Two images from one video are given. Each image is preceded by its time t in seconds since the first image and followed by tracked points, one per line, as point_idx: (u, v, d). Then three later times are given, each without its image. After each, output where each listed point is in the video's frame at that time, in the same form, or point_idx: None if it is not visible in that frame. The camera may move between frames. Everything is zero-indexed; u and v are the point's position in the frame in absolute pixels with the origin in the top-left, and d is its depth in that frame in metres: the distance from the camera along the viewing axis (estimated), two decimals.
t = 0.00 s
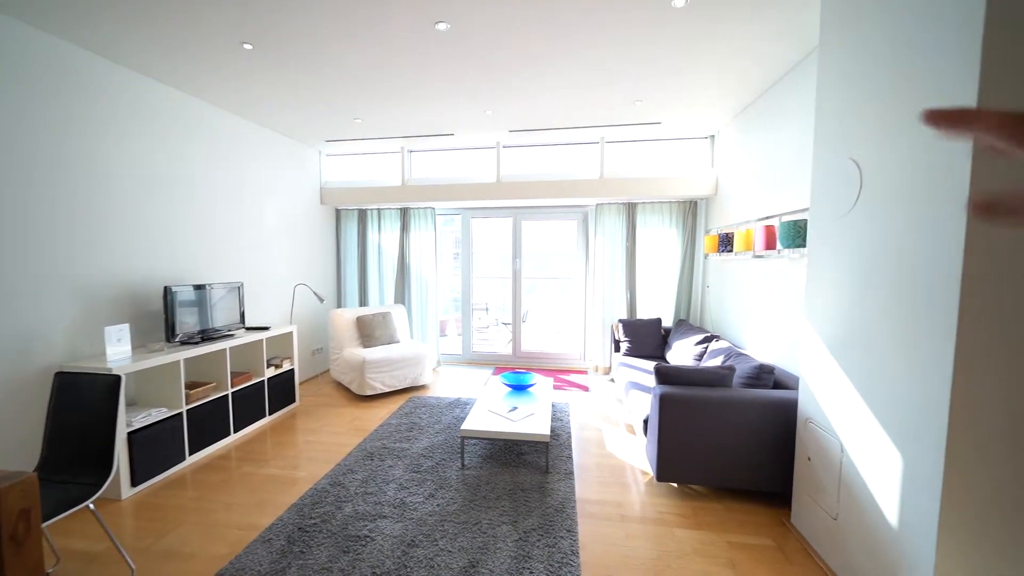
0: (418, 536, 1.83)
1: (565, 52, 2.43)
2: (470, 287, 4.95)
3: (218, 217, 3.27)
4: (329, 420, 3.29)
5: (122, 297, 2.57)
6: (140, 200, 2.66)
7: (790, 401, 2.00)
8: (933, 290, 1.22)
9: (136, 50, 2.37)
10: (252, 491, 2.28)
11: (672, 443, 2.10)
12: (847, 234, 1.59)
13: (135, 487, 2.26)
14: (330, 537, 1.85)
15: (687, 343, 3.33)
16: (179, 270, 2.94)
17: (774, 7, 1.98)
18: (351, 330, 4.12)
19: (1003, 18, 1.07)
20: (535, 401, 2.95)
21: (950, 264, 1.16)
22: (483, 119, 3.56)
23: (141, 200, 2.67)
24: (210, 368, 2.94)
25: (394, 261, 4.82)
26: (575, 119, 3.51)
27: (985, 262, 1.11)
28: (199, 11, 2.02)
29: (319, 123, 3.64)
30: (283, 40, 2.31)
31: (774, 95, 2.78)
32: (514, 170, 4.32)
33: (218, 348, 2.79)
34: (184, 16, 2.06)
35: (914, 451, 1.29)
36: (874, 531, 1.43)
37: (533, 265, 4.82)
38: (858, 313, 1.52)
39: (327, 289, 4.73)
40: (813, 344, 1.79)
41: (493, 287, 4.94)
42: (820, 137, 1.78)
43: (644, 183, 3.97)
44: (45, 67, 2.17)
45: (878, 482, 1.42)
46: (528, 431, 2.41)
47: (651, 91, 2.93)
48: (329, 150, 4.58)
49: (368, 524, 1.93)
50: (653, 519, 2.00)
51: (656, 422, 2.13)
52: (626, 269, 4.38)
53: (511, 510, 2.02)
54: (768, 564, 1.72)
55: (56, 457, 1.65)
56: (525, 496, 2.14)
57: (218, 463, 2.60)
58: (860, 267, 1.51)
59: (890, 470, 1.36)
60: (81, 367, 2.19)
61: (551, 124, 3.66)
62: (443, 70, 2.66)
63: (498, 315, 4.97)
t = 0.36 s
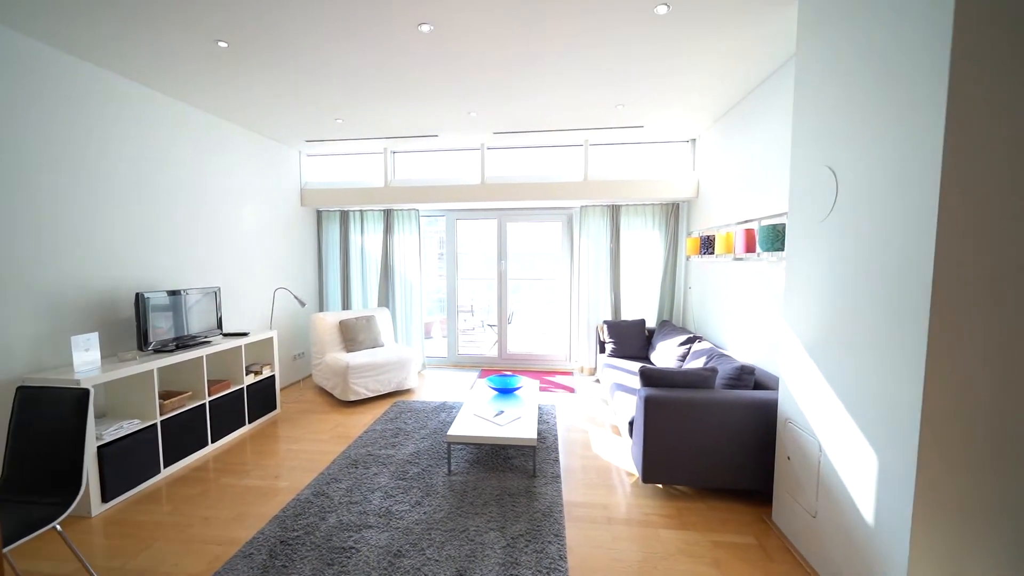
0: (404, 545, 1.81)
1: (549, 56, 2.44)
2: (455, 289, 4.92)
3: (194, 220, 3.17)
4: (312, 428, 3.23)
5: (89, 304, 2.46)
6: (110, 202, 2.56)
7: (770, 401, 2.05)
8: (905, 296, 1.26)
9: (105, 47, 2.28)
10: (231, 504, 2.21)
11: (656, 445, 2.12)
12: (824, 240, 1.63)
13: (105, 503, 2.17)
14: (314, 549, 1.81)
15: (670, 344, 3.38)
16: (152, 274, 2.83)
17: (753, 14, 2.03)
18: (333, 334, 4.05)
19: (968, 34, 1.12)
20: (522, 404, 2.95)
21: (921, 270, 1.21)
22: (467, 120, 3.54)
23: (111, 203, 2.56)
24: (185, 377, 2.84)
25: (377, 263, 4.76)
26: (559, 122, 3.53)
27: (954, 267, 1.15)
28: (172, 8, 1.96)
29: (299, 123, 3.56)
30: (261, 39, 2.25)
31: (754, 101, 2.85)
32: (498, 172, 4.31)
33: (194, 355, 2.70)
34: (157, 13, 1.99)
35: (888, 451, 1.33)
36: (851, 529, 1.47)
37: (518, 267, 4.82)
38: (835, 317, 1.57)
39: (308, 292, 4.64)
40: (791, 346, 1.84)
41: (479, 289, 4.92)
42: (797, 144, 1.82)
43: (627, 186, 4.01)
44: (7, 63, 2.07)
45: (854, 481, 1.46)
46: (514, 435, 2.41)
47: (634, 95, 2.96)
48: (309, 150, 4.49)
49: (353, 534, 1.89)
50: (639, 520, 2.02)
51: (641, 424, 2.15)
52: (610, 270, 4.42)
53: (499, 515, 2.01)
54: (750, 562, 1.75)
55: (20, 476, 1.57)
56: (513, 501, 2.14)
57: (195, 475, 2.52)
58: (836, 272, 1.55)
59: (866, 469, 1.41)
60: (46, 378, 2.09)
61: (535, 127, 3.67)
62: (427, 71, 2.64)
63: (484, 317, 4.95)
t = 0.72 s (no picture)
0: (403, 547, 1.81)
1: (548, 56, 2.43)
2: (455, 289, 4.93)
3: (193, 220, 3.17)
4: (312, 428, 3.23)
5: (89, 304, 2.47)
6: (110, 203, 2.56)
7: (769, 403, 2.05)
8: (905, 298, 1.26)
9: (105, 48, 2.28)
10: (230, 505, 2.21)
11: (655, 446, 2.12)
12: (823, 241, 1.63)
13: (105, 503, 2.17)
14: (313, 550, 1.81)
15: (670, 345, 3.38)
16: (152, 275, 2.84)
17: (752, 15, 2.03)
18: (334, 335, 4.05)
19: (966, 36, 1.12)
20: (521, 405, 2.95)
21: (920, 272, 1.20)
22: (467, 121, 3.54)
23: (110, 204, 2.57)
24: (186, 377, 2.85)
25: (377, 263, 4.76)
26: (559, 123, 3.53)
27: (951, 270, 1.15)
28: (172, 9, 1.96)
29: (299, 123, 3.57)
30: (260, 40, 2.26)
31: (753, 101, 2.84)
32: (498, 173, 4.31)
33: (194, 356, 2.71)
34: (157, 14, 2.00)
35: (889, 454, 1.32)
36: (850, 531, 1.47)
37: (518, 267, 4.82)
38: (834, 318, 1.56)
39: (308, 292, 4.64)
40: (790, 348, 1.83)
41: (479, 289, 4.92)
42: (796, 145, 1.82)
43: (627, 186, 4.01)
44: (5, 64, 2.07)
45: (854, 483, 1.46)
46: (514, 436, 2.41)
47: (633, 95, 2.96)
48: (309, 151, 4.50)
49: (352, 535, 1.90)
50: (638, 522, 2.02)
51: (640, 425, 2.15)
52: (609, 271, 4.42)
53: (497, 517, 2.01)
54: (749, 564, 1.75)
55: (20, 477, 1.57)
56: (512, 502, 2.14)
57: (195, 476, 2.52)
58: (835, 274, 1.55)
59: (865, 472, 1.41)
60: (47, 379, 2.10)
61: (535, 127, 3.67)
62: (426, 72, 2.64)
63: (483, 317, 4.96)
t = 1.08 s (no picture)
0: (405, 548, 1.80)
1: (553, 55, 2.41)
2: (456, 290, 4.92)
3: (195, 220, 3.16)
4: (314, 429, 3.22)
5: (91, 305, 2.46)
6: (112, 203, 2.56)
7: (775, 404, 2.03)
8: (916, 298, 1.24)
9: (107, 49, 2.28)
10: (232, 506, 2.21)
11: (659, 448, 2.10)
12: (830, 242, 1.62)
13: (107, 504, 2.17)
14: (314, 552, 1.80)
15: (673, 345, 3.36)
16: (154, 275, 2.84)
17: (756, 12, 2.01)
18: (336, 335, 4.04)
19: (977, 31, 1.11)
20: (524, 406, 2.94)
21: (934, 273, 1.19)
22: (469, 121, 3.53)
23: (111, 205, 2.56)
24: (188, 377, 2.85)
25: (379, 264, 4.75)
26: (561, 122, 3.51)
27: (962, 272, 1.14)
28: (173, 9, 1.96)
29: (301, 124, 3.56)
30: (262, 40, 2.25)
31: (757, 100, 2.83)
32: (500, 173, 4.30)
33: (196, 356, 2.70)
34: (157, 13, 1.99)
35: (899, 456, 1.30)
36: (858, 535, 1.45)
37: (519, 267, 4.81)
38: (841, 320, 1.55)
39: (309, 292, 4.64)
40: (796, 348, 1.82)
41: (480, 289, 4.91)
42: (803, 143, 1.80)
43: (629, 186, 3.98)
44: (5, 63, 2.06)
45: (862, 486, 1.44)
46: (517, 437, 2.40)
47: (635, 94, 2.94)
48: (310, 151, 4.49)
49: (354, 537, 1.89)
50: (641, 525, 2.00)
51: (644, 426, 2.13)
52: (612, 271, 4.40)
53: (500, 518, 2.00)
54: (755, 567, 1.74)
55: (23, 478, 1.57)
56: (514, 504, 2.13)
57: (197, 477, 2.52)
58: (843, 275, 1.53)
59: (874, 475, 1.39)
60: (49, 379, 2.10)
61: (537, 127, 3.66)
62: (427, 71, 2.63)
63: (485, 317, 4.94)
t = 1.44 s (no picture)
0: (418, 551, 1.80)
1: (565, 55, 2.39)
2: (468, 291, 4.93)
3: (213, 223, 3.23)
4: (328, 429, 3.26)
5: (113, 306, 2.53)
6: (133, 207, 2.63)
7: (794, 410, 1.98)
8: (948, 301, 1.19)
9: (129, 56, 2.34)
10: (249, 505, 2.24)
11: (675, 453, 2.07)
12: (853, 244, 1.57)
13: (129, 501, 2.22)
14: (328, 553, 1.82)
15: (688, 348, 3.31)
16: (174, 277, 2.90)
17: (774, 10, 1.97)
18: (349, 336, 4.08)
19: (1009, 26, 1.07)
20: (536, 408, 2.92)
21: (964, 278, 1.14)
22: (481, 123, 3.54)
23: (132, 208, 2.63)
24: (206, 378, 2.90)
25: (391, 265, 4.79)
26: (574, 123, 3.49)
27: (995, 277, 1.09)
28: (192, 17, 2.00)
29: (316, 127, 3.61)
30: (277, 46, 2.28)
31: (777, 97, 2.76)
32: (512, 174, 4.30)
33: (214, 357, 2.75)
34: (176, 21, 2.03)
35: (927, 467, 1.26)
36: (884, 547, 1.41)
37: (531, 268, 4.79)
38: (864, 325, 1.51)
39: (324, 294, 4.70)
40: (817, 353, 1.77)
41: (492, 291, 4.91)
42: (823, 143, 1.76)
43: (643, 187, 3.94)
44: (30, 70, 2.12)
45: (888, 496, 1.40)
46: (529, 440, 2.38)
47: (648, 94, 2.91)
48: (325, 154, 4.55)
49: (367, 538, 1.89)
50: (656, 531, 1.98)
51: (659, 431, 2.11)
52: (625, 273, 4.36)
53: (513, 522, 1.99)
54: None
55: (48, 475, 1.61)
56: (527, 507, 2.11)
57: (215, 475, 2.56)
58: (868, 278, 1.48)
59: (901, 485, 1.35)
60: (74, 378, 2.16)
61: (549, 128, 3.65)
62: (438, 74, 2.63)
63: (497, 319, 4.95)
